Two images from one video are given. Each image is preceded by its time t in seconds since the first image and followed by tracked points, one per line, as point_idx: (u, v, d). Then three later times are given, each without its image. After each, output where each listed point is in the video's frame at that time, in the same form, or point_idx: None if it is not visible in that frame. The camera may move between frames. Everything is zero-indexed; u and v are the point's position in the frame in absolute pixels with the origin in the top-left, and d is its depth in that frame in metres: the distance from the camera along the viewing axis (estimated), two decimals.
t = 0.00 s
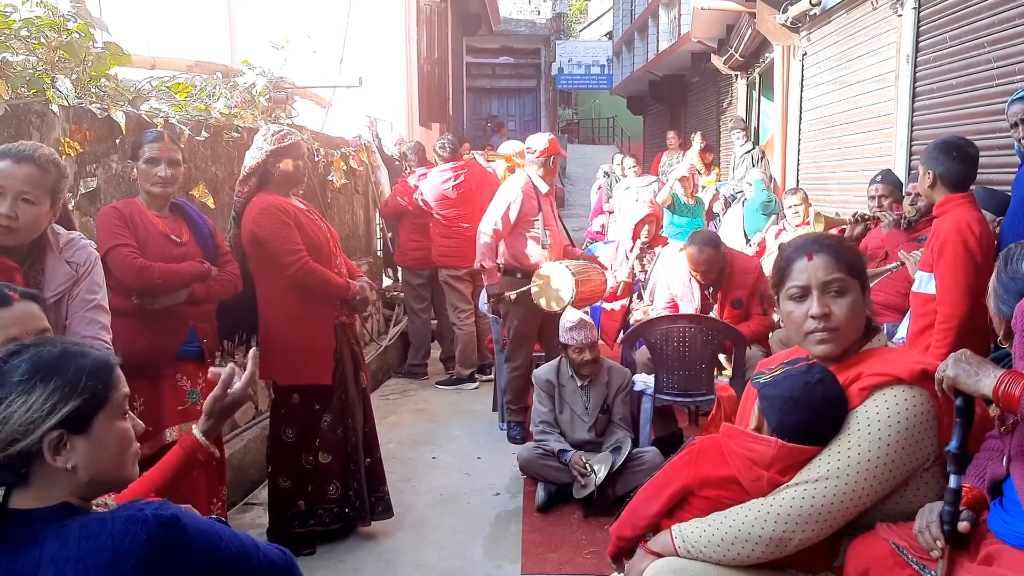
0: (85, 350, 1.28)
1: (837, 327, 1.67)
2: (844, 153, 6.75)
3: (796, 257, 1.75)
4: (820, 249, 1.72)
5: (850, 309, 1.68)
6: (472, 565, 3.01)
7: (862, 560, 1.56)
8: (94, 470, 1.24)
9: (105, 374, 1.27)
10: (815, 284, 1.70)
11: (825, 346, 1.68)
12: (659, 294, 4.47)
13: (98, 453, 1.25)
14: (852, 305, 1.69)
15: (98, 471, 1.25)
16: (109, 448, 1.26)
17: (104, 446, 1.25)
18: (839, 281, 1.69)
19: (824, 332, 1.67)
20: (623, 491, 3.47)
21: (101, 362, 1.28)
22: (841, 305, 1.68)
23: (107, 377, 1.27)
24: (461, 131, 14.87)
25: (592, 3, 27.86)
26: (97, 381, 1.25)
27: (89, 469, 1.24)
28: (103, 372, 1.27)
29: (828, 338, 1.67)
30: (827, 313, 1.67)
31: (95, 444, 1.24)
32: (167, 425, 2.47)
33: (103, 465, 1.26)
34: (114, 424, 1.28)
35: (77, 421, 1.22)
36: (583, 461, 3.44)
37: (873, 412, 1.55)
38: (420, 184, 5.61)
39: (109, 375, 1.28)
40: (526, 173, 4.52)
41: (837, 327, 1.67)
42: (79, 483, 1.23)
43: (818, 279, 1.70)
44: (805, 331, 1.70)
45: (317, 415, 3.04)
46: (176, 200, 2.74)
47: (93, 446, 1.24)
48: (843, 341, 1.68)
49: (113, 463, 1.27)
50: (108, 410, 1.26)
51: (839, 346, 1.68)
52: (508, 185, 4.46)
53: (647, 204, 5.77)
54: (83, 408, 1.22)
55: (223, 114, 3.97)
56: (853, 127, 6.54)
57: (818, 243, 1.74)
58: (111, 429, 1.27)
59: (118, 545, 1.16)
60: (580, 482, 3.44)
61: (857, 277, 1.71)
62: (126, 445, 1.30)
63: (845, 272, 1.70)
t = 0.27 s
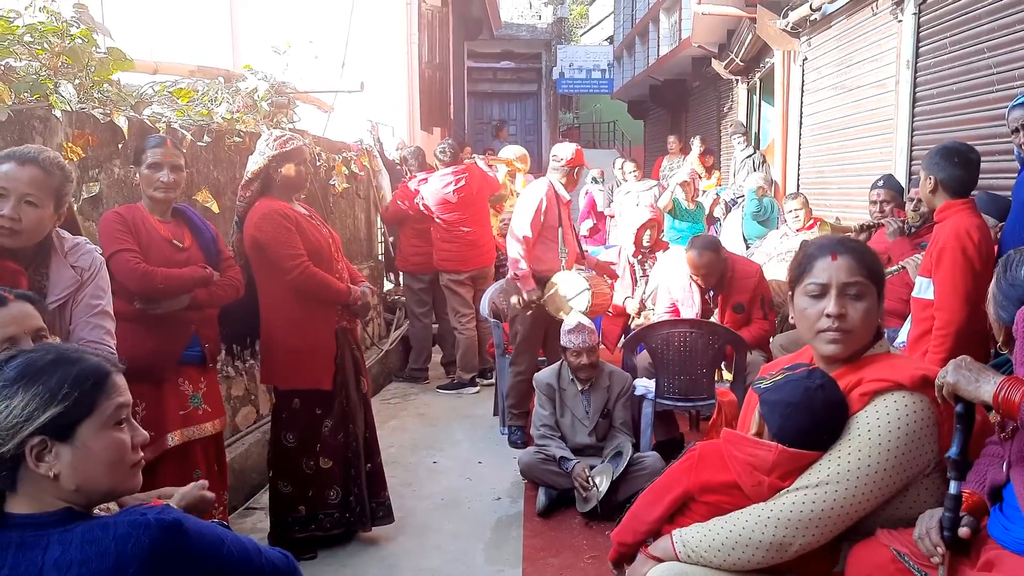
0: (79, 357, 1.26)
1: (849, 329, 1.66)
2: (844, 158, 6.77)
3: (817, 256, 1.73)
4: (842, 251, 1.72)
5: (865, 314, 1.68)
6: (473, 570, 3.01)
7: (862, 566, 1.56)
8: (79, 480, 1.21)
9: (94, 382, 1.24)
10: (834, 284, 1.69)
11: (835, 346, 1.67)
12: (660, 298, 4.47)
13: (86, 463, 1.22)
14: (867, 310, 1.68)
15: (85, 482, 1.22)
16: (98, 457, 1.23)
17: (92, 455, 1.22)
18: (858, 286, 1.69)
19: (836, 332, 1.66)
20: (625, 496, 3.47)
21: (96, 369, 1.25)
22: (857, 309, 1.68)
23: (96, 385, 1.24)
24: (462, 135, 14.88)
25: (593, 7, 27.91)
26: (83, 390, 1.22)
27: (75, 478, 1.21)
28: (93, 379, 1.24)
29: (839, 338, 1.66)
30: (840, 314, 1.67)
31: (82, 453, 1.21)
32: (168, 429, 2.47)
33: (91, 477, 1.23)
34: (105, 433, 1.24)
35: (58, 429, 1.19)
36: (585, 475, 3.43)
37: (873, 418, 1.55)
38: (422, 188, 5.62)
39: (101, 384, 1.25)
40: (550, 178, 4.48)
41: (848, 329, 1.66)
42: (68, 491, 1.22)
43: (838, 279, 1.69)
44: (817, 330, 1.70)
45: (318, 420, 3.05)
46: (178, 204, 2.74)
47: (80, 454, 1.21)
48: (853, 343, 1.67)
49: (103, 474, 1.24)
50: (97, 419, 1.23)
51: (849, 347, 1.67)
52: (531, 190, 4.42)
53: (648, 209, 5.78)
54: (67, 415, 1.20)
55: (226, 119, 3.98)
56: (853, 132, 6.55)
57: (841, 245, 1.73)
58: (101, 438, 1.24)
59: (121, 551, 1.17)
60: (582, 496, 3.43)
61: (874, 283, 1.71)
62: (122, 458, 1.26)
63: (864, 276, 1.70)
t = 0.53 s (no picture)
0: (76, 362, 1.26)
1: (864, 331, 1.66)
2: (844, 162, 6.77)
3: (849, 253, 1.72)
4: (877, 253, 1.71)
5: (883, 317, 1.67)
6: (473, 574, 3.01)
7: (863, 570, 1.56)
8: (76, 485, 1.21)
9: (90, 387, 1.23)
10: (861, 284, 1.68)
11: (848, 344, 1.67)
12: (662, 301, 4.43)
13: (82, 468, 1.21)
14: (886, 314, 1.68)
15: (82, 487, 1.22)
16: (94, 462, 1.22)
17: (88, 461, 1.22)
18: (882, 289, 1.68)
19: (852, 331, 1.66)
20: (626, 500, 3.47)
21: (93, 375, 1.25)
22: (876, 311, 1.67)
23: (92, 390, 1.23)
24: (462, 139, 14.88)
25: (593, 12, 27.94)
26: (78, 396, 1.21)
27: (71, 484, 1.21)
28: (90, 385, 1.23)
29: (853, 337, 1.66)
30: (861, 314, 1.66)
31: (77, 458, 1.21)
32: (169, 433, 2.47)
33: (88, 482, 1.22)
34: (102, 438, 1.24)
35: (53, 434, 1.19)
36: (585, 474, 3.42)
37: (876, 421, 1.55)
38: (421, 192, 5.61)
39: (98, 390, 1.25)
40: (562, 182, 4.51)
41: (864, 331, 1.66)
42: (66, 497, 1.21)
43: (864, 279, 1.68)
44: (833, 327, 1.69)
45: (319, 425, 3.04)
46: (179, 208, 2.75)
47: (76, 459, 1.21)
48: (866, 346, 1.67)
49: (100, 480, 1.23)
50: (91, 424, 1.22)
51: (859, 349, 1.67)
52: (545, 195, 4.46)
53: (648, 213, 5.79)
54: (62, 420, 1.19)
55: (226, 123, 3.99)
56: (854, 136, 6.55)
57: (878, 248, 1.72)
58: (97, 443, 1.23)
59: (122, 554, 1.17)
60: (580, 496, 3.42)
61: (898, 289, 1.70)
62: (119, 463, 1.25)
63: (891, 283, 1.69)
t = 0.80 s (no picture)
0: (74, 366, 1.25)
1: (882, 334, 1.66)
2: (844, 167, 6.78)
3: (871, 255, 1.73)
4: (898, 257, 1.72)
5: (902, 320, 1.67)
6: None
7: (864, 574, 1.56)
8: (74, 490, 1.21)
9: (86, 393, 1.23)
10: (881, 287, 1.68)
11: (863, 345, 1.66)
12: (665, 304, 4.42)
13: (78, 473, 1.21)
14: (904, 319, 1.68)
15: (79, 492, 1.22)
16: (91, 468, 1.22)
17: (84, 467, 1.21)
18: (902, 294, 1.68)
19: (869, 333, 1.66)
20: (625, 504, 3.47)
21: (90, 380, 1.25)
22: (895, 316, 1.67)
23: (88, 396, 1.23)
24: (461, 143, 14.89)
25: (594, 16, 27.98)
26: (74, 402, 1.21)
27: (69, 488, 1.21)
28: (87, 390, 1.23)
29: (869, 338, 1.66)
30: (880, 317, 1.66)
31: (74, 464, 1.21)
32: (169, 436, 2.47)
33: (85, 487, 1.22)
34: (99, 443, 1.23)
35: (50, 439, 1.19)
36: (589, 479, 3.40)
37: (883, 426, 1.55)
38: (421, 195, 5.61)
39: (96, 395, 1.24)
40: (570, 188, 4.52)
41: (881, 334, 1.66)
42: (63, 501, 1.21)
43: (886, 282, 1.68)
44: (850, 326, 1.69)
45: (319, 429, 3.04)
46: (181, 212, 2.75)
47: (72, 465, 1.21)
48: (883, 348, 1.67)
49: (96, 485, 1.23)
50: (87, 430, 1.22)
51: (876, 350, 1.67)
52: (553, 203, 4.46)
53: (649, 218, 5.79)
54: (59, 426, 1.19)
55: (228, 127, 3.99)
56: (854, 141, 6.56)
57: (898, 251, 1.73)
58: (93, 448, 1.23)
59: (126, 556, 1.17)
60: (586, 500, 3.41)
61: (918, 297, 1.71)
62: (117, 468, 1.25)
63: (909, 289, 1.70)
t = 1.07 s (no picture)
0: (78, 368, 1.25)
1: (882, 338, 1.66)
2: (845, 170, 6.78)
3: (872, 258, 1.72)
4: (901, 261, 1.71)
5: (903, 325, 1.68)
6: None
7: None
8: (77, 491, 1.21)
9: (90, 395, 1.23)
10: (884, 290, 1.68)
11: (864, 349, 1.67)
12: (666, 306, 4.45)
13: (82, 474, 1.21)
14: (906, 323, 1.69)
15: (82, 493, 1.22)
16: (94, 469, 1.22)
17: (88, 468, 1.22)
18: (904, 297, 1.68)
19: (870, 337, 1.66)
20: (626, 506, 3.47)
21: (94, 381, 1.25)
22: (895, 320, 1.67)
23: (93, 398, 1.24)
24: (462, 146, 14.88)
25: (594, 20, 28.02)
26: (79, 404, 1.22)
27: (72, 489, 1.21)
28: (91, 392, 1.24)
29: (870, 343, 1.66)
30: (880, 321, 1.66)
31: (78, 465, 1.21)
32: (170, 438, 2.47)
33: (88, 488, 1.22)
34: (103, 444, 1.24)
35: (54, 440, 1.19)
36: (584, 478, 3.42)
37: (885, 429, 1.55)
38: (421, 198, 5.62)
39: (99, 397, 1.25)
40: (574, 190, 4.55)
41: (881, 338, 1.66)
42: (65, 502, 1.21)
43: (888, 286, 1.68)
44: (851, 330, 1.69)
45: (319, 432, 3.04)
46: (182, 214, 2.76)
47: (76, 466, 1.21)
48: (883, 353, 1.67)
49: (99, 486, 1.23)
50: (91, 431, 1.23)
51: (876, 354, 1.66)
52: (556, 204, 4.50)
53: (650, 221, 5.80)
54: (63, 427, 1.20)
55: (229, 130, 4.00)
56: (854, 144, 6.57)
57: (901, 256, 1.72)
58: (97, 449, 1.23)
59: (128, 556, 1.17)
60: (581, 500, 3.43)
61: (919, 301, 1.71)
62: (119, 469, 1.25)
63: (912, 292, 1.69)
